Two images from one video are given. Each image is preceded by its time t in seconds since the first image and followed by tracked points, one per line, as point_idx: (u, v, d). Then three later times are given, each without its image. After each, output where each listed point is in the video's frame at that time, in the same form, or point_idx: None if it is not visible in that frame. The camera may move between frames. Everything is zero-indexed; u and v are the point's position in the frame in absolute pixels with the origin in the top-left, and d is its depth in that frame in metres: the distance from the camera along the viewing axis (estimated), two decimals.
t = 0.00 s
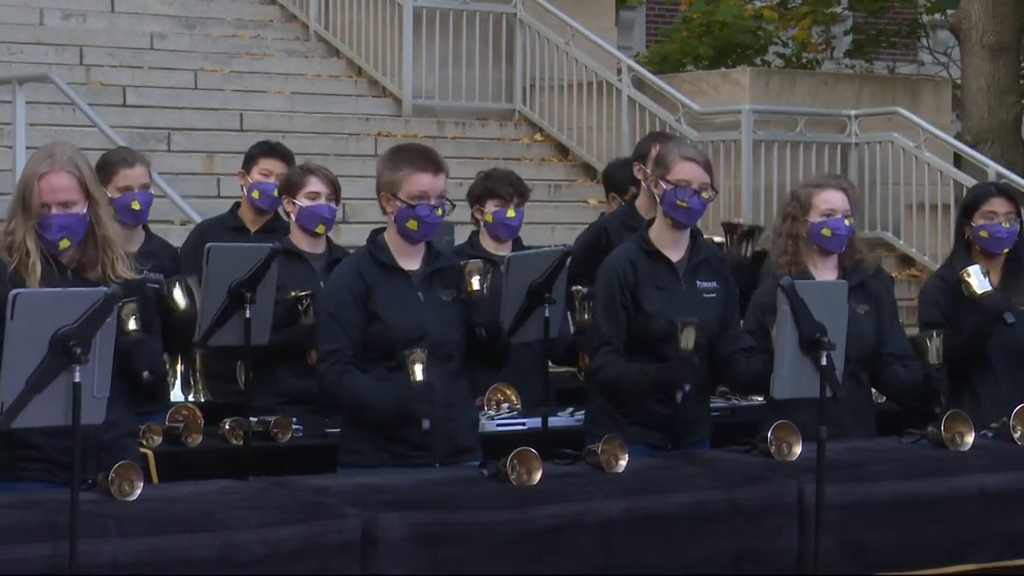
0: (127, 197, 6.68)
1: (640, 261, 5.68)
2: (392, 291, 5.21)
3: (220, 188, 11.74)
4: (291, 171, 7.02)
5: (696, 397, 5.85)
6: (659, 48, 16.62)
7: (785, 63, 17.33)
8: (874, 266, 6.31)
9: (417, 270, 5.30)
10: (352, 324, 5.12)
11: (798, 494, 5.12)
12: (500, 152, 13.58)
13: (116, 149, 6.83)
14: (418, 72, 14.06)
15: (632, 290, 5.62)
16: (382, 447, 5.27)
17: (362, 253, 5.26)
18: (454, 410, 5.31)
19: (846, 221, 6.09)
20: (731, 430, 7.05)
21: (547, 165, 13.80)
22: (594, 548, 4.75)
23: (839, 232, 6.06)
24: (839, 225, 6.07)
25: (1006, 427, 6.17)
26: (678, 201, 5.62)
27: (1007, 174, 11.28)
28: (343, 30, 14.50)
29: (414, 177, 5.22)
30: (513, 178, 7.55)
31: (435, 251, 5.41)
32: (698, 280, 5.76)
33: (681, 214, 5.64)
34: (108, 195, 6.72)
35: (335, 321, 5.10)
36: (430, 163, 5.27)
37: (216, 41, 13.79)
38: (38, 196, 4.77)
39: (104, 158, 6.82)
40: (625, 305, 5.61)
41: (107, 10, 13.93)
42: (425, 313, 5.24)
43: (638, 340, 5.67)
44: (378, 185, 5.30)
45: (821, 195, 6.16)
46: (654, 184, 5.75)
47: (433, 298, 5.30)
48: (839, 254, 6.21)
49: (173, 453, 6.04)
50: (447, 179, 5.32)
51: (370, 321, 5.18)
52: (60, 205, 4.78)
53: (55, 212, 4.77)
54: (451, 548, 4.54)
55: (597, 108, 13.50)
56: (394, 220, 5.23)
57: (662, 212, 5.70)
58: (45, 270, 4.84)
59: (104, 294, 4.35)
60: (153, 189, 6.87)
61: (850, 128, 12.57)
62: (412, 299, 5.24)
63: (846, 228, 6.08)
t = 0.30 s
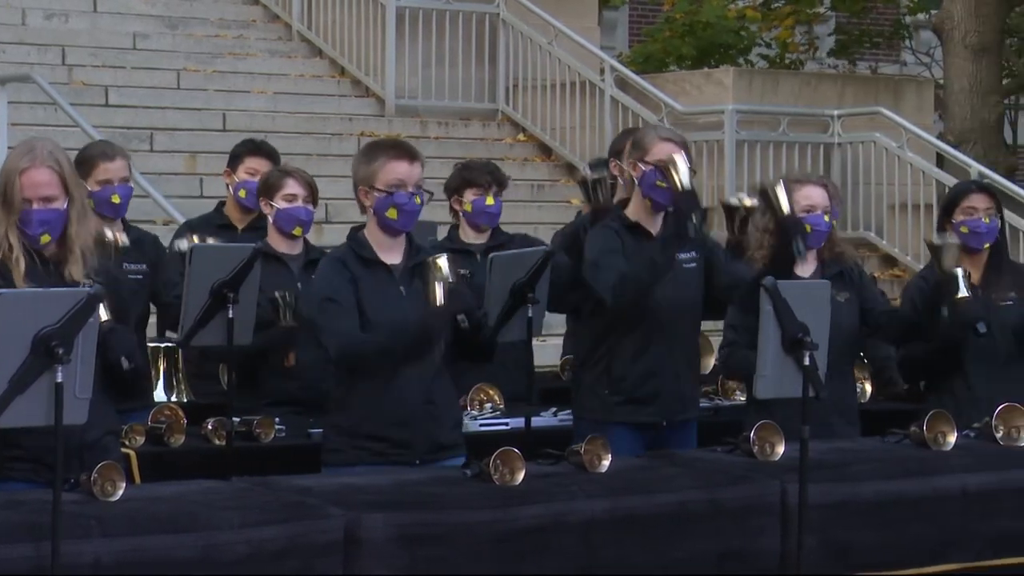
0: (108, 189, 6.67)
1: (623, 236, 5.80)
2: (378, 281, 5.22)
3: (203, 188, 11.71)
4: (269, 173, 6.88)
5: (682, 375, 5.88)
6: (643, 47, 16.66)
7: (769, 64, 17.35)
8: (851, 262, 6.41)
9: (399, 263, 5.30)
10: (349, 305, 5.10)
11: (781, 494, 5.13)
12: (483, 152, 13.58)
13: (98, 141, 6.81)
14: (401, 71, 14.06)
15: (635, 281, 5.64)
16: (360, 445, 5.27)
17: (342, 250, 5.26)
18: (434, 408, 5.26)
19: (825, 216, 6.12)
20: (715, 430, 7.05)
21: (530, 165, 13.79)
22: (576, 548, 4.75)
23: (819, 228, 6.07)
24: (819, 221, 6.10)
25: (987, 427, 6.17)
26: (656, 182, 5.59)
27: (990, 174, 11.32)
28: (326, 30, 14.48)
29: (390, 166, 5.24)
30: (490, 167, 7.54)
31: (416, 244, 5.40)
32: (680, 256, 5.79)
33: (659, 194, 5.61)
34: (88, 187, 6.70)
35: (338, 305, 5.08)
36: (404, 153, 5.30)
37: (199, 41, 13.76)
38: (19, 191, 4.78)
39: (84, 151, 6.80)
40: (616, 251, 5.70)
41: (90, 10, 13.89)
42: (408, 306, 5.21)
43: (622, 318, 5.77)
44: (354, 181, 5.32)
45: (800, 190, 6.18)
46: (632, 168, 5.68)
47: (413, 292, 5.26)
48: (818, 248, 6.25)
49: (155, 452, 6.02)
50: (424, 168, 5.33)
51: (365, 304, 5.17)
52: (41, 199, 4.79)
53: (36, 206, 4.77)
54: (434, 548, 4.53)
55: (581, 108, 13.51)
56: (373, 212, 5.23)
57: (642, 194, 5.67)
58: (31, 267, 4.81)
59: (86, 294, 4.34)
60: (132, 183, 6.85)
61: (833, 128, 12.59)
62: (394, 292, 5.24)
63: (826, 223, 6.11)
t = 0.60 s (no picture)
0: (89, 190, 6.49)
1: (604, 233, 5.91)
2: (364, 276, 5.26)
3: (187, 187, 11.68)
4: (250, 169, 6.93)
5: (671, 378, 5.84)
6: (626, 47, 16.70)
7: (752, 64, 17.37)
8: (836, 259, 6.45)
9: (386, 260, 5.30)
10: (330, 294, 5.20)
11: (765, 494, 5.14)
12: (467, 152, 13.57)
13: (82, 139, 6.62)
14: (385, 71, 14.05)
15: (602, 274, 5.67)
16: (342, 445, 5.25)
17: (332, 246, 5.31)
18: (417, 408, 5.27)
19: (809, 214, 6.10)
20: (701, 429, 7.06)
21: (514, 164, 13.79)
22: (561, 548, 4.75)
23: (803, 226, 6.08)
24: (803, 219, 6.10)
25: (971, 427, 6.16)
26: (642, 173, 5.61)
27: (973, 174, 11.36)
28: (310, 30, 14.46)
29: (376, 161, 5.20)
30: (475, 164, 7.49)
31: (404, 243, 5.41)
32: (665, 257, 5.82)
33: (646, 186, 5.61)
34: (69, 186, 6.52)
35: (320, 293, 5.20)
36: (391, 148, 5.27)
37: (183, 41, 13.74)
38: (9, 198, 4.76)
39: (67, 147, 6.60)
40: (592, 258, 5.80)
41: (73, 10, 13.85)
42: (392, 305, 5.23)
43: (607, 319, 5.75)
44: (342, 177, 5.30)
45: (785, 186, 6.18)
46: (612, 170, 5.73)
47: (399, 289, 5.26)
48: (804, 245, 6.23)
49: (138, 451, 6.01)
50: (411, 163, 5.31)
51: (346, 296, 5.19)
52: (31, 208, 4.77)
53: (25, 215, 4.75)
54: (418, 548, 4.53)
55: (565, 108, 13.51)
56: (361, 209, 5.22)
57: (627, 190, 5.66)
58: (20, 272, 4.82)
59: (70, 294, 4.33)
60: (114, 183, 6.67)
61: (816, 128, 12.60)
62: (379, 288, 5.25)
63: (811, 221, 6.10)
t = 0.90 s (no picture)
0: (74, 201, 6.64)
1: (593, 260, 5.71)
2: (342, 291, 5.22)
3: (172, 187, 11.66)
4: (235, 169, 6.87)
5: (650, 399, 5.87)
6: (611, 47, 16.73)
7: (737, 65, 17.40)
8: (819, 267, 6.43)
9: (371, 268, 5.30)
10: (297, 314, 5.16)
11: (749, 494, 5.15)
12: (452, 153, 13.56)
13: (68, 149, 6.78)
14: (370, 72, 14.05)
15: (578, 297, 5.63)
16: (326, 447, 5.24)
17: (315, 250, 5.26)
18: (401, 411, 5.28)
19: (796, 221, 6.15)
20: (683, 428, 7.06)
21: (499, 165, 13.79)
22: (545, 548, 4.76)
23: (791, 233, 6.13)
24: (791, 225, 6.14)
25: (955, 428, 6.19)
26: (631, 190, 5.67)
27: (958, 173, 11.40)
28: (295, 29, 14.44)
29: (369, 175, 5.20)
30: (470, 172, 7.56)
31: (388, 250, 5.40)
32: (651, 280, 5.78)
33: (636, 203, 5.68)
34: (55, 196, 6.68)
35: (281, 311, 5.15)
36: (385, 162, 5.25)
37: (167, 41, 13.71)
38: (16, 195, 4.77)
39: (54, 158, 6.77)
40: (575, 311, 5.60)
41: (57, 9, 13.82)
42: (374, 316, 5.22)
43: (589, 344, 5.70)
44: (334, 183, 5.27)
45: (773, 193, 6.20)
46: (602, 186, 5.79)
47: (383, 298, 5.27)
48: (790, 253, 6.28)
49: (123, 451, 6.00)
50: (404, 178, 5.29)
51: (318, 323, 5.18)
52: (36, 205, 4.81)
53: (32, 213, 4.79)
54: (403, 548, 4.53)
55: (550, 109, 13.51)
56: (349, 218, 5.20)
57: (617, 207, 5.74)
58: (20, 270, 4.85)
59: (53, 295, 4.32)
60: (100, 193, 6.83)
61: (801, 128, 12.62)
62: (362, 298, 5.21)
63: (798, 228, 6.16)
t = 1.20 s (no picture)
0: (62, 195, 6.68)
1: (581, 255, 5.70)
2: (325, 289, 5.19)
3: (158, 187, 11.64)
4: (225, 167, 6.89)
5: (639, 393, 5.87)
6: (598, 46, 16.74)
7: (724, 64, 17.41)
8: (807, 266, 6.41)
9: (357, 263, 5.30)
10: (279, 300, 5.16)
11: (736, 493, 5.15)
12: (439, 152, 13.55)
13: (54, 144, 6.79)
14: (357, 72, 14.04)
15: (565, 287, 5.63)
16: (314, 446, 5.24)
17: (303, 245, 5.28)
18: (388, 410, 5.27)
19: (786, 217, 6.14)
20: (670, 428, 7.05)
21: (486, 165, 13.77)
22: (532, 547, 4.77)
23: (781, 229, 6.10)
24: (781, 222, 6.12)
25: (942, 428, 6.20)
26: (615, 192, 5.68)
27: (944, 174, 11.43)
28: (281, 29, 14.42)
29: (355, 172, 5.21)
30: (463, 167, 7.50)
31: (377, 246, 5.41)
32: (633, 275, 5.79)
33: (620, 206, 5.70)
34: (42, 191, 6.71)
35: (262, 295, 5.17)
36: (373, 158, 5.27)
37: (153, 40, 13.69)
38: None
39: (40, 154, 6.77)
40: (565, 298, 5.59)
41: (43, 9, 13.79)
42: (358, 311, 5.19)
43: (576, 334, 5.71)
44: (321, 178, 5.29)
45: (763, 190, 6.20)
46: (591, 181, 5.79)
47: (371, 295, 5.24)
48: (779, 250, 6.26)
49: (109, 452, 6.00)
50: (391, 175, 5.31)
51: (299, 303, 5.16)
52: (19, 195, 5.00)
53: (16, 201, 4.98)
54: (390, 548, 4.53)
55: (537, 109, 13.51)
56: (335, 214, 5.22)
57: (601, 205, 5.76)
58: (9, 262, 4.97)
59: (39, 294, 4.32)
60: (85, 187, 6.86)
61: (788, 128, 12.63)
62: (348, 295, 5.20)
63: (788, 224, 6.13)
